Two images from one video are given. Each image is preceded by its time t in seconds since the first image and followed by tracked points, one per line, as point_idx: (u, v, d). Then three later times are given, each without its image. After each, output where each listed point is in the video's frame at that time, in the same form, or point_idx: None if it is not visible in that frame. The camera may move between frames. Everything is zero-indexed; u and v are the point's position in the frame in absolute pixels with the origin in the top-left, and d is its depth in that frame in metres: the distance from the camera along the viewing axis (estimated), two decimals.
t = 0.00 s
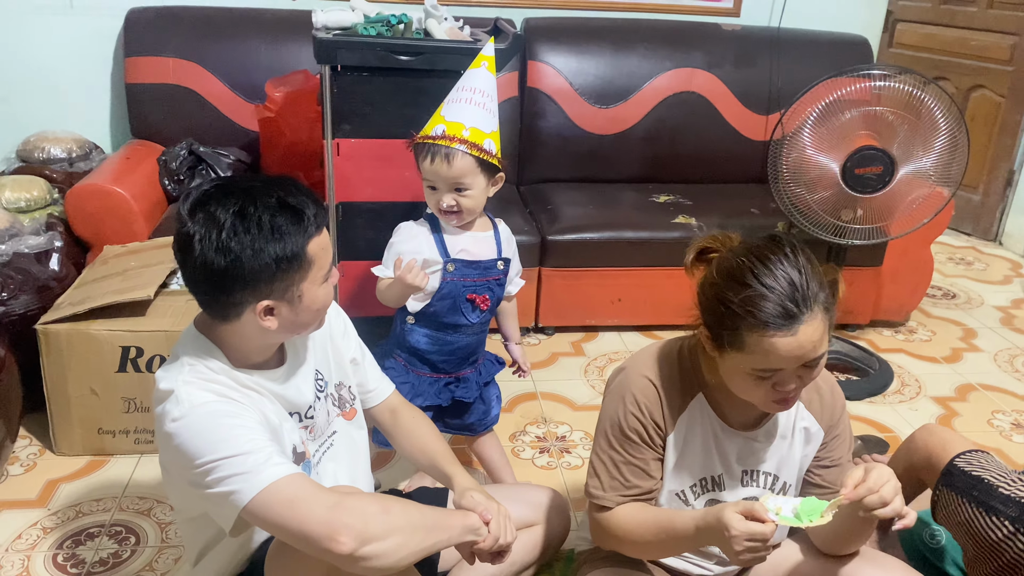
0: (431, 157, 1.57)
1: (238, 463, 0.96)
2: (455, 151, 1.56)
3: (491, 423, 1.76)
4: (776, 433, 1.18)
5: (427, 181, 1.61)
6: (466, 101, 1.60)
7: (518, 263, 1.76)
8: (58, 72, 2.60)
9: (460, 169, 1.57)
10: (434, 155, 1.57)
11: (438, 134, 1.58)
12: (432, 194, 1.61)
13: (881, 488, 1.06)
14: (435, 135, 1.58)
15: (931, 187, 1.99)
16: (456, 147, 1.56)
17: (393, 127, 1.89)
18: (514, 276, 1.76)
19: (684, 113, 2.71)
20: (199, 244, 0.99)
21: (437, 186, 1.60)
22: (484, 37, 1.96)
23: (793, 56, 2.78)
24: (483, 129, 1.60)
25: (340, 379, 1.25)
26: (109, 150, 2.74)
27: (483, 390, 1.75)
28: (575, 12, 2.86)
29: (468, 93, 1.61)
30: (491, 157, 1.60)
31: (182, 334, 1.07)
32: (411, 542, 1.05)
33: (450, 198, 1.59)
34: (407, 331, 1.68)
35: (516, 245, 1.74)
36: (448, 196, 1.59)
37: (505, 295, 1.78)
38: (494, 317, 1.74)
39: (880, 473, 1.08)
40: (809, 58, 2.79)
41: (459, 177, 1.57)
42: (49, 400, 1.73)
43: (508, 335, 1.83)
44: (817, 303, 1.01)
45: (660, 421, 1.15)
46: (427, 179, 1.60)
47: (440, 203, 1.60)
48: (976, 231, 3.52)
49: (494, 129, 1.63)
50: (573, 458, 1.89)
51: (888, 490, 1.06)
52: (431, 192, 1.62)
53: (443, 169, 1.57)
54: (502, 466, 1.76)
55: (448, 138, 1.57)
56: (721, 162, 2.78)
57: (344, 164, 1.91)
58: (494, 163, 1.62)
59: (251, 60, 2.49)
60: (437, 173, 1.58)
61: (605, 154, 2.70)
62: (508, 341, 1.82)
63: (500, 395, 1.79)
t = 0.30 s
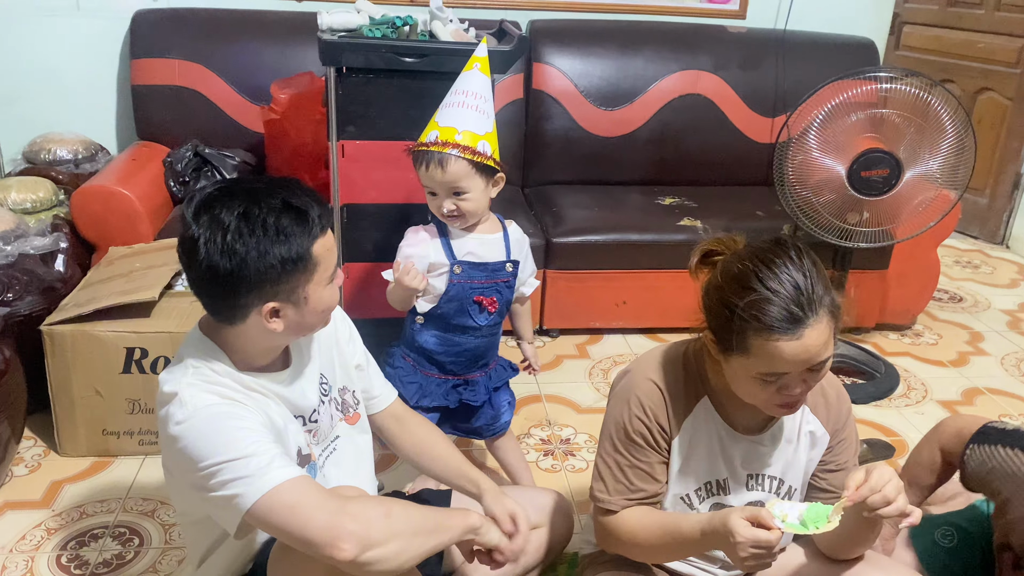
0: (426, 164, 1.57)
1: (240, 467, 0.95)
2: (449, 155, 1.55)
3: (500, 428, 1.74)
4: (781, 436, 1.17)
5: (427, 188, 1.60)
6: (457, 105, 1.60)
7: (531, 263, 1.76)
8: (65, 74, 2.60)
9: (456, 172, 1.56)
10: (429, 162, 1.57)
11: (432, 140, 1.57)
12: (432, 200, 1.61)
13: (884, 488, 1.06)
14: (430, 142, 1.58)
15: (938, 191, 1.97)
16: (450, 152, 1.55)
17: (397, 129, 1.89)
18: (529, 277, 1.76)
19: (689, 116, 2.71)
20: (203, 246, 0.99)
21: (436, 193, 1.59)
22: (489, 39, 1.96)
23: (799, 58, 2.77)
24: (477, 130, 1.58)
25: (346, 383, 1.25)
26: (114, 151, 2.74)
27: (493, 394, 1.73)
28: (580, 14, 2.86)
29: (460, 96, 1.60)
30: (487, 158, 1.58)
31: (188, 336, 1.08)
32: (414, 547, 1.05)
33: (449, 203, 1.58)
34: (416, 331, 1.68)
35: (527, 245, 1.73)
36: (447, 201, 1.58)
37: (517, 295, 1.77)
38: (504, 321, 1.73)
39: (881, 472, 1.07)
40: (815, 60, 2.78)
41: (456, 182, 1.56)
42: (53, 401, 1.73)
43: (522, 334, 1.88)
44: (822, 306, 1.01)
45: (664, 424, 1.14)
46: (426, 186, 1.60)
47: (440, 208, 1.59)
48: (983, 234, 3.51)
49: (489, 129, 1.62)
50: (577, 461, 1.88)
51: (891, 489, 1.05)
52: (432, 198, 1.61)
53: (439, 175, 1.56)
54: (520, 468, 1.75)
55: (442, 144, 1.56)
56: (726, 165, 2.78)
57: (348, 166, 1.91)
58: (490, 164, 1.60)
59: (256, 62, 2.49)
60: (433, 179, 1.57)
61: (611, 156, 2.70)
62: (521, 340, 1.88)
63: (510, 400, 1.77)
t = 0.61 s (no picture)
0: (431, 178, 1.56)
1: (244, 465, 0.95)
2: (450, 166, 1.54)
3: (517, 435, 1.71)
4: (786, 438, 1.17)
5: (437, 200, 1.59)
6: (455, 115, 1.59)
7: (555, 264, 1.71)
8: (72, 76, 2.62)
9: (458, 182, 1.54)
10: (432, 175, 1.56)
11: (434, 152, 1.56)
12: (444, 211, 1.60)
13: (886, 486, 1.04)
14: (433, 155, 1.57)
15: (944, 193, 1.97)
16: (451, 162, 1.54)
17: (402, 131, 1.89)
18: (554, 279, 1.72)
19: (694, 118, 2.71)
20: (232, 245, 0.98)
21: (445, 204, 1.58)
22: (494, 41, 1.96)
23: (804, 61, 2.77)
24: (477, 137, 1.56)
25: (359, 397, 1.24)
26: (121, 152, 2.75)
27: (510, 401, 1.69)
28: (585, 16, 2.86)
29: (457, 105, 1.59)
30: (491, 163, 1.55)
31: (204, 334, 1.08)
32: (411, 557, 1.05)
33: (458, 213, 1.56)
34: (435, 332, 1.67)
35: (546, 248, 1.69)
36: (456, 211, 1.56)
37: (541, 298, 1.73)
38: (523, 326, 1.68)
39: (882, 471, 1.05)
40: (821, 63, 2.77)
41: (460, 191, 1.54)
42: (59, 401, 1.73)
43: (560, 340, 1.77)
44: (826, 305, 1.00)
45: (668, 426, 1.14)
46: (437, 199, 1.59)
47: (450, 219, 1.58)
48: (990, 237, 3.49)
49: (492, 137, 1.59)
50: (582, 464, 1.88)
51: (893, 487, 1.04)
52: (443, 209, 1.60)
53: (443, 186, 1.55)
54: (550, 475, 1.75)
55: (442, 155, 1.54)
56: (732, 167, 2.77)
57: (354, 168, 1.91)
58: (497, 171, 1.57)
59: (262, 63, 2.50)
60: (440, 191, 1.56)
61: (616, 158, 2.70)
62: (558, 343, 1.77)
63: (529, 408, 1.73)
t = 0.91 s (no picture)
0: (448, 189, 1.55)
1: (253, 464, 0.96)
2: (467, 178, 1.52)
3: (514, 441, 1.68)
4: (791, 436, 1.16)
5: (455, 209, 1.58)
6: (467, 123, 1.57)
7: (570, 271, 1.67)
8: (83, 76, 2.64)
9: (476, 193, 1.53)
10: (449, 187, 1.54)
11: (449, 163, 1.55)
12: (460, 219, 1.59)
13: (891, 485, 1.04)
14: (448, 166, 1.55)
15: (953, 194, 1.95)
16: (467, 174, 1.52)
17: (410, 131, 1.90)
18: (568, 287, 1.67)
19: (702, 119, 2.70)
20: (261, 240, 0.99)
21: (463, 213, 1.57)
22: (502, 42, 1.97)
23: (812, 61, 2.76)
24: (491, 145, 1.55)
25: (372, 399, 1.24)
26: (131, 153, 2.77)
27: (508, 405, 1.66)
28: (592, 16, 2.86)
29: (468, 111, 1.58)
30: (507, 172, 1.54)
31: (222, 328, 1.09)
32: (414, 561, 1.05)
33: (475, 221, 1.56)
34: (441, 326, 1.68)
35: (558, 254, 1.65)
36: (474, 220, 1.56)
37: (555, 305, 1.69)
38: (527, 332, 1.64)
39: (887, 470, 1.05)
40: (829, 63, 2.77)
41: (478, 202, 1.53)
42: (68, 399, 1.74)
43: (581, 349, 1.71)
44: (832, 303, 1.00)
45: (674, 425, 1.14)
46: (454, 208, 1.58)
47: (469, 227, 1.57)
48: (1000, 238, 3.47)
49: (506, 145, 1.59)
50: (589, 464, 1.88)
51: (898, 486, 1.03)
52: (460, 217, 1.59)
53: (461, 197, 1.54)
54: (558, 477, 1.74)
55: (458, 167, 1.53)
56: (739, 168, 2.77)
57: (362, 168, 1.92)
58: (514, 180, 1.56)
59: (271, 64, 2.51)
60: (458, 202, 1.55)
61: (623, 158, 2.70)
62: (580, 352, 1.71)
63: (530, 414, 1.68)
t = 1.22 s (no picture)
0: (464, 202, 1.53)
1: (248, 470, 0.96)
2: (486, 190, 1.52)
3: (507, 446, 1.68)
4: (793, 440, 1.16)
5: (466, 221, 1.57)
6: (478, 133, 1.56)
7: (563, 278, 1.65)
8: (92, 78, 2.65)
9: (496, 204, 1.53)
10: (466, 199, 1.53)
11: (464, 176, 1.53)
12: (471, 230, 1.58)
13: (893, 490, 1.03)
14: (462, 179, 1.53)
15: (962, 197, 1.93)
16: (487, 186, 1.52)
17: (415, 133, 1.90)
18: (561, 294, 1.66)
19: (709, 121, 2.70)
20: (263, 239, 0.99)
21: (476, 224, 1.56)
22: (507, 44, 1.97)
23: (820, 63, 2.75)
24: (505, 154, 1.55)
25: (372, 400, 1.24)
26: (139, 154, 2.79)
27: (502, 409, 1.66)
28: (599, 18, 2.86)
29: (480, 121, 1.56)
30: (522, 179, 1.56)
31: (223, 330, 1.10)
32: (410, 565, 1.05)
33: (491, 231, 1.56)
34: (439, 327, 1.69)
35: (555, 260, 1.65)
36: (489, 230, 1.56)
37: (547, 313, 1.67)
38: (523, 336, 1.64)
39: (890, 474, 1.04)
40: (837, 65, 2.75)
41: (497, 212, 1.53)
42: (75, 399, 1.76)
43: (561, 361, 1.71)
44: (833, 307, 0.99)
45: (676, 428, 1.14)
46: (465, 220, 1.57)
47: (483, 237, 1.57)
48: (1010, 241, 3.44)
49: (513, 150, 1.59)
50: (592, 466, 1.87)
51: (900, 491, 1.03)
52: (470, 228, 1.58)
53: (480, 210, 1.53)
54: (560, 479, 1.72)
55: (477, 180, 1.52)
56: (746, 170, 2.76)
57: (367, 170, 1.92)
58: (524, 185, 1.57)
59: (278, 66, 2.52)
60: (474, 214, 1.54)
61: (630, 160, 2.69)
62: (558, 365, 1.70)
63: (524, 423, 1.68)
